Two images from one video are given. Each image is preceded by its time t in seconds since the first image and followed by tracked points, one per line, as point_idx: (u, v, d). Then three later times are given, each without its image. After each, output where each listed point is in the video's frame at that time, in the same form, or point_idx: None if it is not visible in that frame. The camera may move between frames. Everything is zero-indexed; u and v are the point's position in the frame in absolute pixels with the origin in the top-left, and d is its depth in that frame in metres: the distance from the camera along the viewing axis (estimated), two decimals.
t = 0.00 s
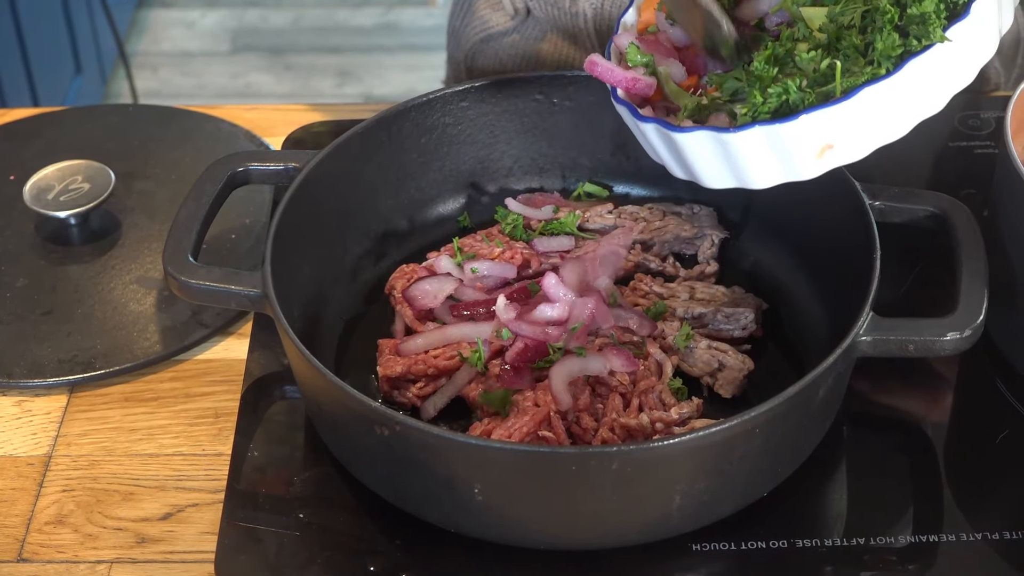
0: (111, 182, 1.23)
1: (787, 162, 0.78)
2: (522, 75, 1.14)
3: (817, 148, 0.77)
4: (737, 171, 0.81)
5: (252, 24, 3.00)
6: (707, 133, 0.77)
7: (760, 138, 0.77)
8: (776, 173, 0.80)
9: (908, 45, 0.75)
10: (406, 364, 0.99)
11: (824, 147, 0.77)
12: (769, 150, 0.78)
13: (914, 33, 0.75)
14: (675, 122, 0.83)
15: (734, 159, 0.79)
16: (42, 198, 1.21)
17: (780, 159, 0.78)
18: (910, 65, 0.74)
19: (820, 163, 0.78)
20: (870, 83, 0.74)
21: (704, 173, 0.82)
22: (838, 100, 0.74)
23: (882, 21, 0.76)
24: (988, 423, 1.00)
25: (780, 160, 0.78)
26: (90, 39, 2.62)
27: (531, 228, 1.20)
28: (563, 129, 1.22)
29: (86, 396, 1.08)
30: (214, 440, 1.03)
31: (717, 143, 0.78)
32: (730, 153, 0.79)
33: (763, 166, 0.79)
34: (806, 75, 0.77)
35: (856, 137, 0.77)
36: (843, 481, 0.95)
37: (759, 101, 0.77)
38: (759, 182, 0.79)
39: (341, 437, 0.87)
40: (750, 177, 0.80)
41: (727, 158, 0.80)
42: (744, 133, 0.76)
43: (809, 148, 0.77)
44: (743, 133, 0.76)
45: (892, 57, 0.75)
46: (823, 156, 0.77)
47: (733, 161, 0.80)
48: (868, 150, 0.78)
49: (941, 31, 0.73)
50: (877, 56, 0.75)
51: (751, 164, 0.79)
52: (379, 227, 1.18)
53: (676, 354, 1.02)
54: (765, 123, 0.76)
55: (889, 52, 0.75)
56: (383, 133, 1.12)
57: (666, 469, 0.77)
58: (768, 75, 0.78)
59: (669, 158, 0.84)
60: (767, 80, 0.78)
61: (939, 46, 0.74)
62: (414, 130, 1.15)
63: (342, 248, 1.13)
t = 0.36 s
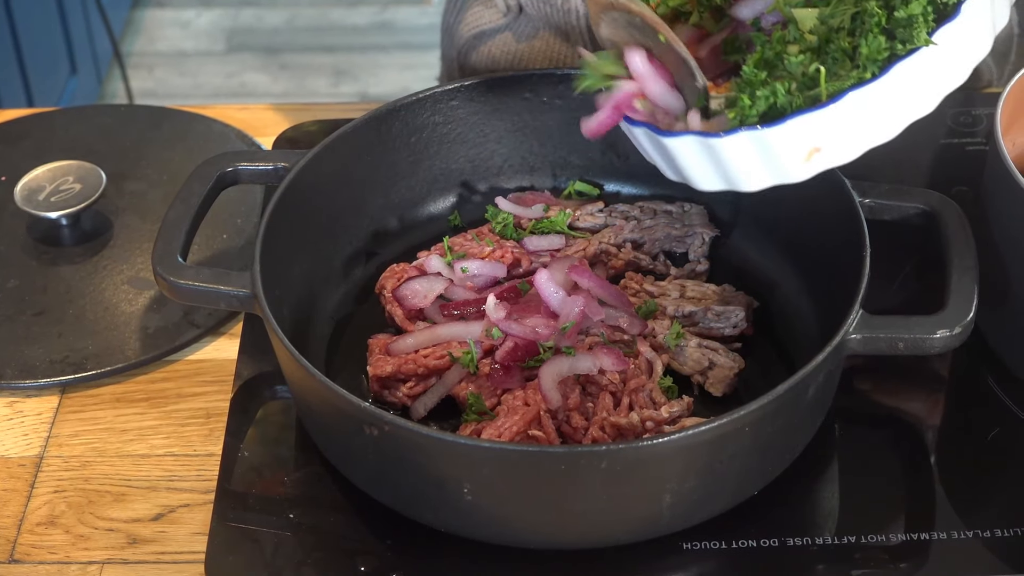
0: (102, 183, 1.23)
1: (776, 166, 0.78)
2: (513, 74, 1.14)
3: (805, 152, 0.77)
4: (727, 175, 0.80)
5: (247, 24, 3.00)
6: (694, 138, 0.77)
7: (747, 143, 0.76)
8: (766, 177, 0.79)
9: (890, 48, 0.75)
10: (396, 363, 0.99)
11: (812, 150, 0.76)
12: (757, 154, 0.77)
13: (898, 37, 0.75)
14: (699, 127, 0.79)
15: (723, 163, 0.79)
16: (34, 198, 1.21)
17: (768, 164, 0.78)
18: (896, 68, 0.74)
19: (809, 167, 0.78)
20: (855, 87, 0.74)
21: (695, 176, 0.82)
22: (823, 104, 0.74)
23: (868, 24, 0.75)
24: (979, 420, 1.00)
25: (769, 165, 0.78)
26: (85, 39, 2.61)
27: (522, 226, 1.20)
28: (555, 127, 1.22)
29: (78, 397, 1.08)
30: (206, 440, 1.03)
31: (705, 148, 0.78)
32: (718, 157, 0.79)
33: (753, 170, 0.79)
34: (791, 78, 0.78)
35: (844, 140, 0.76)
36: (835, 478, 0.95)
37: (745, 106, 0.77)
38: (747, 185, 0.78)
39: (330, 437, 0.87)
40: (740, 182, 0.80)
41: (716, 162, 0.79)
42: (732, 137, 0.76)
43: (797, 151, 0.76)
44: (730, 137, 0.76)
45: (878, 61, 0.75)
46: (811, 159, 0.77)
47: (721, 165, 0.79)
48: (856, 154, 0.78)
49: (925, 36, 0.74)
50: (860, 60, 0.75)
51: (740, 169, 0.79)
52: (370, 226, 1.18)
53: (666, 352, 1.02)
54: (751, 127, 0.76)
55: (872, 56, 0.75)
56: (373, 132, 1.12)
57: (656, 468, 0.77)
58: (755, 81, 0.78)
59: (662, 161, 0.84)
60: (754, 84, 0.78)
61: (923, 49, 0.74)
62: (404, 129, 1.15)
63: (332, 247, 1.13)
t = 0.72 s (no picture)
0: (104, 182, 1.23)
1: (763, 132, 0.77)
2: (514, 73, 1.14)
3: (793, 118, 0.76)
4: (713, 142, 0.79)
5: (250, 23, 3.00)
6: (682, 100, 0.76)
7: (734, 107, 0.75)
8: (753, 145, 0.78)
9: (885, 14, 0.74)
10: (399, 362, 0.99)
11: (801, 118, 0.76)
12: (744, 119, 0.76)
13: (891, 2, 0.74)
14: (696, 89, 0.79)
15: (709, 128, 0.78)
16: (36, 197, 1.21)
17: (755, 129, 0.77)
18: (889, 35, 0.73)
19: (797, 134, 0.77)
20: (846, 53, 0.73)
21: (681, 144, 0.80)
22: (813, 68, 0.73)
23: None
24: (981, 420, 1.00)
25: (756, 131, 0.77)
26: (87, 38, 2.61)
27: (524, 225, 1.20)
28: (557, 126, 1.22)
29: (80, 395, 1.08)
30: (208, 439, 1.03)
31: (692, 112, 0.77)
32: (706, 122, 0.77)
33: (739, 136, 0.78)
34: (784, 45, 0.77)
35: (833, 108, 0.76)
36: (837, 478, 0.95)
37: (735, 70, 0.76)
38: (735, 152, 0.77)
39: (332, 436, 0.87)
40: (726, 148, 0.79)
41: (703, 127, 0.78)
42: (718, 100, 0.75)
43: (785, 117, 0.75)
44: (717, 99, 0.75)
45: (870, 28, 0.74)
46: (799, 127, 0.76)
47: (710, 132, 0.78)
48: (844, 124, 0.77)
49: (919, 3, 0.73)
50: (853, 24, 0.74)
51: (726, 135, 0.78)
52: (372, 225, 1.18)
53: (669, 352, 1.02)
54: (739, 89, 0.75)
55: (865, 20, 0.74)
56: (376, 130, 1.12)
57: (658, 467, 0.77)
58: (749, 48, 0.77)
59: (647, 128, 0.82)
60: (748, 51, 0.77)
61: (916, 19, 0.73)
62: (407, 128, 1.15)
63: (334, 246, 1.13)
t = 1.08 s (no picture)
0: (107, 181, 1.23)
1: (751, 128, 0.76)
2: (516, 73, 1.14)
3: (781, 115, 0.75)
4: (702, 136, 0.79)
5: (252, 22, 3.00)
6: (670, 94, 0.76)
7: (723, 101, 0.75)
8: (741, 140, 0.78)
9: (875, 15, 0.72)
10: (401, 362, 1.00)
11: (789, 115, 0.75)
12: (733, 114, 0.76)
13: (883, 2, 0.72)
14: (686, 83, 0.79)
15: (698, 122, 0.77)
16: (38, 196, 1.21)
17: (742, 124, 0.76)
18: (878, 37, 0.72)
19: (785, 131, 0.76)
20: (836, 52, 0.72)
21: (670, 136, 0.80)
22: (803, 67, 0.72)
23: None
24: (985, 420, 1.00)
25: (743, 127, 0.76)
26: (90, 37, 2.61)
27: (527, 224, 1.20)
28: (559, 126, 1.22)
29: (83, 395, 1.08)
30: (211, 438, 1.03)
31: (682, 105, 0.77)
32: (695, 116, 0.77)
33: (727, 130, 0.77)
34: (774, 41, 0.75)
35: (822, 106, 0.75)
36: (840, 478, 0.95)
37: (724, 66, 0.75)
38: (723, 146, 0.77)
39: (335, 437, 0.87)
40: (715, 142, 0.79)
41: (692, 120, 0.78)
42: (707, 95, 0.74)
43: (773, 114, 0.75)
44: (706, 94, 0.74)
45: (862, 28, 0.73)
46: (787, 123, 0.76)
47: (699, 126, 0.78)
48: (833, 123, 0.76)
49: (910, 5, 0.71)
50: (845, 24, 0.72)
51: (714, 128, 0.77)
52: (374, 224, 1.18)
53: (672, 352, 1.02)
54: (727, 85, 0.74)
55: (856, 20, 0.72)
56: (378, 130, 1.12)
57: (661, 467, 0.77)
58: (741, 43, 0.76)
59: (637, 119, 0.82)
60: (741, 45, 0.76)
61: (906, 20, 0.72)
62: (409, 127, 1.15)
63: (337, 246, 1.13)
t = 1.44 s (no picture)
0: (110, 181, 1.23)
1: (763, 93, 0.75)
2: (519, 72, 1.14)
3: (794, 80, 0.73)
4: (712, 101, 0.77)
5: (256, 22, 3.00)
6: (683, 53, 0.73)
7: (737, 63, 0.73)
8: (752, 107, 0.76)
9: None
10: (404, 362, 0.99)
11: (802, 81, 0.73)
12: (744, 78, 0.74)
13: None
14: (698, 46, 0.75)
15: (709, 85, 0.75)
16: (42, 196, 1.21)
17: (755, 87, 0.74)
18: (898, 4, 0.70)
19: (797, 98, 0.74)
20: (854, 16, 0.70)
21: (679, 102, 0.78)
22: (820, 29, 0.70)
23: None
24: (988, 420, 1.00)
25: (755, 92, 0.75)
26: (93, 37, 2.61)
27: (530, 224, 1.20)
28: (562, 125, 1.22)
29: (86, 394, 1.09)
30: (214, 438, 1.03)
31: (693, 67, 0.74)
32: (707, 78, 0.75)
33: (737, 95, 0.75)
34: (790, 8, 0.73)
35: (836, 73, 0.73)
36: (843, 478, 0.95)
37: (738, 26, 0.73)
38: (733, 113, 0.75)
39: (339, 437, 0.87)
40: (724, 109, 0.77)
41: (703, 85, 0.76)
42: (720, 56, 0.72)
43: (785, 80, 0.73)
44: (719, 55, 0.72)
45: None
46: (799, 89, 0.74)
47: (710, 89, 0.76)
48: (845, 91, 0.74)
49: None
50: None
51: (725, 93, 0.75)
52: (377, 224, 1.18)
53: (674, 352, 1.02)
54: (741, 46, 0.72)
55: None
56: (381, 129, 1.12)
57: (664, 467, 0.76)
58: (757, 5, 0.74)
59: (645, 81, 0.80)
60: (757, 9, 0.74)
61: None
62: (413, 127, 1.15)
63: (341, 245, 1.13)
